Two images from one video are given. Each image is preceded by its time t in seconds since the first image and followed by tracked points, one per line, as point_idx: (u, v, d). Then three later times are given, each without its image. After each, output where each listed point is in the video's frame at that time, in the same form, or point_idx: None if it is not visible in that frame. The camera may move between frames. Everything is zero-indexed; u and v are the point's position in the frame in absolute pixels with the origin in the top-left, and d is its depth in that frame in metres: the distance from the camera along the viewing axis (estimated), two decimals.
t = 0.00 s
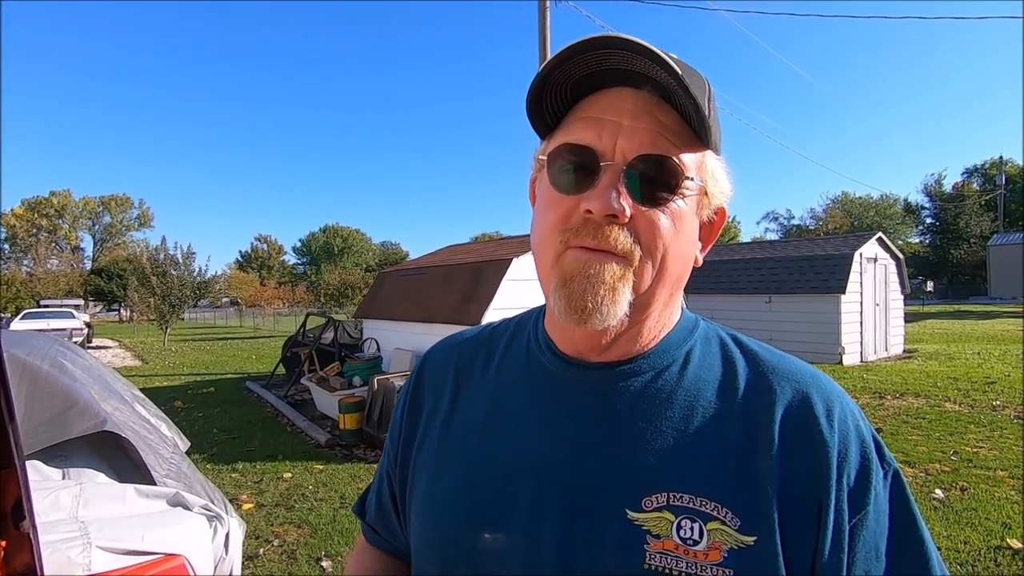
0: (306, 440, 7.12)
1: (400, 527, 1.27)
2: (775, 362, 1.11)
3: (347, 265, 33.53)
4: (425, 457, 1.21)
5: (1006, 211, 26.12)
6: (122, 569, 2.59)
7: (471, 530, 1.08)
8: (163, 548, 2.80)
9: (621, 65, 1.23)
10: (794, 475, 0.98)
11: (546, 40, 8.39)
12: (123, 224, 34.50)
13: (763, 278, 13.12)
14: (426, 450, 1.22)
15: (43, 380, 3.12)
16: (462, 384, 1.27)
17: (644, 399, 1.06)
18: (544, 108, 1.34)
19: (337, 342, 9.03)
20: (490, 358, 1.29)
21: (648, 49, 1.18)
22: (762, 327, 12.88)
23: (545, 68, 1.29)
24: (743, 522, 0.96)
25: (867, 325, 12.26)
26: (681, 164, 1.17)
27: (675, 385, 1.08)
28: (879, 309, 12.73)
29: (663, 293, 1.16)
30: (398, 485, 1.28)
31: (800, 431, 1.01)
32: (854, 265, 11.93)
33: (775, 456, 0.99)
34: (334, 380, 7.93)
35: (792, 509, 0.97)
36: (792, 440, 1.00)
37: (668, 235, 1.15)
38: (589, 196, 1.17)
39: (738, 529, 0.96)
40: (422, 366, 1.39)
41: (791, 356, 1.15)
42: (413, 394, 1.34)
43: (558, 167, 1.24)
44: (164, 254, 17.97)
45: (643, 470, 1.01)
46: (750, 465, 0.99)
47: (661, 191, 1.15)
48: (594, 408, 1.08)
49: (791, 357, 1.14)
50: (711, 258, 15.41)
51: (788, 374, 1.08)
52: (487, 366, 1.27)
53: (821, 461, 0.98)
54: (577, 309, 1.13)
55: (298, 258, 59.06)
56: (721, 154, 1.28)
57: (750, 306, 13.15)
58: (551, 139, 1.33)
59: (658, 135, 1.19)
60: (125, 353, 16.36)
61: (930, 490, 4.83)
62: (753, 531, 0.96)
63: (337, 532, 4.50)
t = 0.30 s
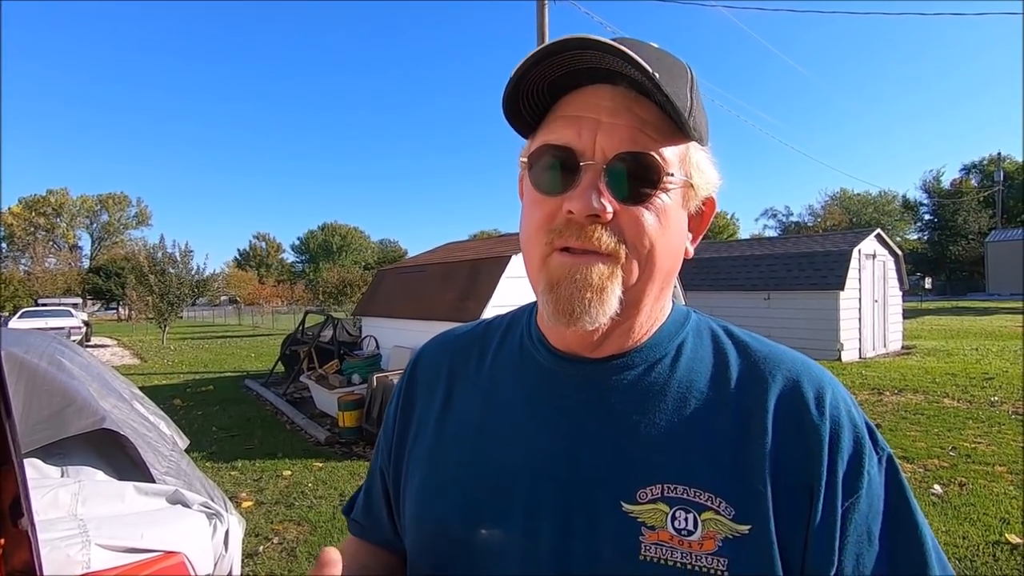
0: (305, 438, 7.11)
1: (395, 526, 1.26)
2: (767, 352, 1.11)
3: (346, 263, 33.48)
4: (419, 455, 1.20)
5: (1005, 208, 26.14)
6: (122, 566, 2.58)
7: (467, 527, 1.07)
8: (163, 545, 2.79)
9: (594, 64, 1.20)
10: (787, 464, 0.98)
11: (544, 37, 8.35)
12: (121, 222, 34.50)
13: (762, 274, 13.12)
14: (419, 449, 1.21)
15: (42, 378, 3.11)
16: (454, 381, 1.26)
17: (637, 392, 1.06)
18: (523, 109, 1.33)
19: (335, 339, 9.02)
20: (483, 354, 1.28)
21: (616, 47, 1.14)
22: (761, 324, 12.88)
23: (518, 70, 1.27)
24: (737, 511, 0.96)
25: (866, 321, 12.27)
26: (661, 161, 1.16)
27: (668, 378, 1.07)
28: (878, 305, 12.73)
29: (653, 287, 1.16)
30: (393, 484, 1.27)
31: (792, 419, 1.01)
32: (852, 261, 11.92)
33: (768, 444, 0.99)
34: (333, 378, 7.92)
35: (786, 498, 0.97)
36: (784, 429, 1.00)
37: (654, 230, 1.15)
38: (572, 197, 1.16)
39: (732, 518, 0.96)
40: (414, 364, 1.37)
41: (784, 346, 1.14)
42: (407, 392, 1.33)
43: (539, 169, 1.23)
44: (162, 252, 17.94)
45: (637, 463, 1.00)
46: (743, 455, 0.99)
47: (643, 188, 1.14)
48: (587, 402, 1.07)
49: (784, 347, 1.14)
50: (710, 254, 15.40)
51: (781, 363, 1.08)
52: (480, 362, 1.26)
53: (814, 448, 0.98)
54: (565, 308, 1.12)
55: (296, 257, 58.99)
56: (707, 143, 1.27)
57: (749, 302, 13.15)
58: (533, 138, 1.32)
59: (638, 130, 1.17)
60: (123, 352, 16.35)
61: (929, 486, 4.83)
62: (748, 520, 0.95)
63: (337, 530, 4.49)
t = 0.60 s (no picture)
0: (305, 436, 7.11)
1: (395, 522, 1.26)
2: (762, 349, 1.10)
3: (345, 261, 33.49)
4: (419, 450, 1.20)
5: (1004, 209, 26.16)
6: (123, 562, 2.58)
7: (466, 520, 1.07)
8: (164, 542, 2.78)
9: (604, 66, 1.20)
10: (782, 459, 0.98)
11: (545, 35, 8.34)
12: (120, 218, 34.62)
13: (762, 274, 13.11)
14: (420, 443, 1.21)
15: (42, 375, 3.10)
16: (456, 379, 1.25)
17: (636, 387, 1.05)
18: (528, 108, 1.31)
19: (336, 337, 9.01)
20: (484, 352, 1.28)
21: (629, 50, 1.14)
22: (761, 323, 12.88)
23: (527, 70, 1.25)
24: (734, 503, 0.95)
25: (866, 321, 12.27)
26: (668, 161, 1.15)
27: (666, 373, 1.07)
28: (877, 305, 12.73)
29: (656, 286, 1.15)
30: (392, 479, 1.27)
31: (787, 415, 1.00)
32: (852, 261, 11.92)
33: (764, 439, 0.98)
34: (333, 376, 7.92)
35: (782, 492, 0.96)
36: (780, 423, 1.00)
37: (659, 230, 1.15)
38: (579, 196, 1.16)
39: (728, 510, 0.95)
40: (415, 362, 1.37)
41: (779, 344, 1.14)
42: (407, 389, 1.32)
43: (546, 169, 1.22)
44: (162, 250, 17.93)
45: (635, 456, 1.00)
46: (740, 449, 0.98)
47: (650, 187, 1.14)
48: (586, 396, 1.07)
49: (780, 345, 1.13)
50: (710, 254, 15.40)
51: (776, 360, 1.07)
52: (481, 359, 1.26)
53: (807, 442, 0.98)
54: (570, 305, 1.12)
55: (296, 254, 59.04)
56: (711, 146, 1.27)
57: (749, 302, 13.14)
58: (539, 138, 1.31)
59: (645, 132, 1.17)
60: (123, 349, 16.37)
61: (928, 485, 4.83)
62: (744, 511, 0.95)
63: (336, 528, 4.49)
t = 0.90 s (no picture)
0: (297, 435, 7.08)
1: (386, 522, 1.25)
2: (746, 349, 1.10)
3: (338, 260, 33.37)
4: (407, 451, 1.19)
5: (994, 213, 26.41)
6: (113, 562, 2.55)
7: (453, 520, 1.06)
8: (155, 541, 2.76)
9: (570, 72, 1.19)
10: (763, 458, 0.97)
11: (541, 36, 8.35)
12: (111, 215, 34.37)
13: (756, 276, 13.15)
14: (409, 443, 1.21)
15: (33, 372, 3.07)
16: (444, 380, 1.25)
17: (619, 387, 1.05)
18: (505, 113, 1.32)
19: (328, 336, 8.97)
20: (472, 352, 1.27)
21: (587, 56, 1.13)
22: (754, 325, 12.93)
23: (496, 77, 1.26)
24: (715, 502, 0.95)
25: (857, 324, 12.34)
26: (638, 166, 1.15)
27: (649, 373, 1.06)
28: (869, 308, 12.80)
29: (632, 288, 1.15)
30: (382, 479, 1.26)
31: (766, 415, 1.00)
32: (844, 264, 11.99)
33: (745, 439, 0.98)
34: (325, 375, 7.89)
35: (763, 491, 0.95)
36: (761, 423, 0.99)
37: (630, 234, 1.14)
38: (550, 199, 1.16)
39: (709, 510, 0.95)
40: (405, 363, 1.36)
41: (764, 343, 1.13)
42: (397, 390, 1.32)
43: (522, 173, 1.23)
44: (154, 247, 17.83)
45: (618, 456, 0.99)
46: (721, 448, 0.98)
47: (621, 192, 1.14)
48: (570, 397, 1.06)
49: (764, 345, 1.13)
50: (704, 255, 15.44)
51: (759, 359, 1.07)
52: (469, 359, 1.25)
53: (789, 441, 0.97)
54: (544, 309, 1.12)
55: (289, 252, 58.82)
56: (687, 147, 1.25)
57: (741, 304, 13.19)
58: (517, 143, 1.32)
59: (615, 136, 1.16)
60: (114, 347, 16.25)
61: (917, 487, 4.86)
62: (725, 511, 0.94)
63: (328, 527, 4.47)
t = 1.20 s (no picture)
0: (289, 435, 7.04)
1: (377, 520, 1.23)
2: (744, 353, 1.09)
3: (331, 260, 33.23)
4: (398, 451, 1.17)
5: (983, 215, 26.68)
6: (101, 563, 2.50)
7: (443, 521, 1.04)
8: (143, 542, 2.72)
9: (582, 68, 1.18)
10: (760, 464, 0.96)
11: (536, 36, 8.35)
12: (102, 213, 34.22)
13: (748, 277, 13.19)
14: (400, 441, 1.19)
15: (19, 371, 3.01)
16: (436, 379, 1.23)
17: (615, 390, 1.03)
18: (510, 109, 1.30)
19: (321, 336, 8.93)
20: (466, 351, 1.25)
21: (605, 52, 1.12)
22: (746, 326, 12.97)
23: (506, 70, 1.23)
24: (710, 509, 0.94)
25: (848, 325, 12.40)
26: (646, 167, 1.13)
27: (646, 376, 1.05)
28: (860, 309, 12.87)
29: (634, 291, 1.13)
30: (374, 477, 1.24)
31: (765, 420, 0.99)
32: (836, 265, 12.05)
33: (742, 444, 0.97)
34: (318, 374, 7.85)
35: (759, 498, 0.95)
36: (758, 429, 0.99)
37: (635, 236, 1.12)
38: (556, 198, 1.14)
39: (704, 516, 0.94)
40: (398, 360, 1.34)
41: (762, 347, 1.12)
42: (389, 387, 1.29)
43: (525, 168, 1.21)
44: (145, 245, 17.70)
45: (612, 460, 0.98)
46: (717, 453, 0.97)
47: (628, 193, 1.12)
48: (566, 399, 1.05)
49: (762, 348, 1.12)
50: (697, 256, 15.48)
51: (758, 364, 1.06)
52: (462, 359, 1.23)
53: (786, 448, 0.97)
54: (546, 307, 1.09)
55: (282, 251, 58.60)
56: (692, 150, 1.25)
57: (734, 305, 13.23)
58: (521, 139, 1.30)
59: (624, 136, 1.14)
60: (104, 346, 16.14)
61: (906, 487, 4.88)
62: (720, 518, 0.94)
63: (320, 527, 4.44)
